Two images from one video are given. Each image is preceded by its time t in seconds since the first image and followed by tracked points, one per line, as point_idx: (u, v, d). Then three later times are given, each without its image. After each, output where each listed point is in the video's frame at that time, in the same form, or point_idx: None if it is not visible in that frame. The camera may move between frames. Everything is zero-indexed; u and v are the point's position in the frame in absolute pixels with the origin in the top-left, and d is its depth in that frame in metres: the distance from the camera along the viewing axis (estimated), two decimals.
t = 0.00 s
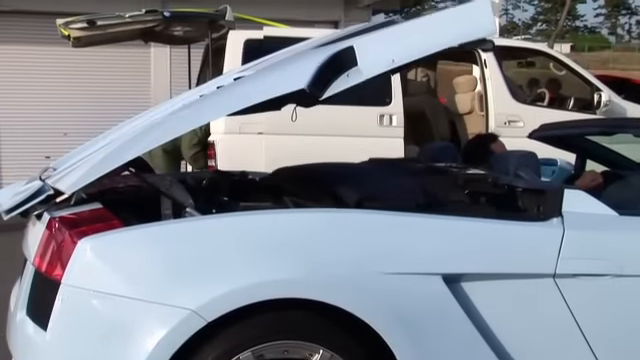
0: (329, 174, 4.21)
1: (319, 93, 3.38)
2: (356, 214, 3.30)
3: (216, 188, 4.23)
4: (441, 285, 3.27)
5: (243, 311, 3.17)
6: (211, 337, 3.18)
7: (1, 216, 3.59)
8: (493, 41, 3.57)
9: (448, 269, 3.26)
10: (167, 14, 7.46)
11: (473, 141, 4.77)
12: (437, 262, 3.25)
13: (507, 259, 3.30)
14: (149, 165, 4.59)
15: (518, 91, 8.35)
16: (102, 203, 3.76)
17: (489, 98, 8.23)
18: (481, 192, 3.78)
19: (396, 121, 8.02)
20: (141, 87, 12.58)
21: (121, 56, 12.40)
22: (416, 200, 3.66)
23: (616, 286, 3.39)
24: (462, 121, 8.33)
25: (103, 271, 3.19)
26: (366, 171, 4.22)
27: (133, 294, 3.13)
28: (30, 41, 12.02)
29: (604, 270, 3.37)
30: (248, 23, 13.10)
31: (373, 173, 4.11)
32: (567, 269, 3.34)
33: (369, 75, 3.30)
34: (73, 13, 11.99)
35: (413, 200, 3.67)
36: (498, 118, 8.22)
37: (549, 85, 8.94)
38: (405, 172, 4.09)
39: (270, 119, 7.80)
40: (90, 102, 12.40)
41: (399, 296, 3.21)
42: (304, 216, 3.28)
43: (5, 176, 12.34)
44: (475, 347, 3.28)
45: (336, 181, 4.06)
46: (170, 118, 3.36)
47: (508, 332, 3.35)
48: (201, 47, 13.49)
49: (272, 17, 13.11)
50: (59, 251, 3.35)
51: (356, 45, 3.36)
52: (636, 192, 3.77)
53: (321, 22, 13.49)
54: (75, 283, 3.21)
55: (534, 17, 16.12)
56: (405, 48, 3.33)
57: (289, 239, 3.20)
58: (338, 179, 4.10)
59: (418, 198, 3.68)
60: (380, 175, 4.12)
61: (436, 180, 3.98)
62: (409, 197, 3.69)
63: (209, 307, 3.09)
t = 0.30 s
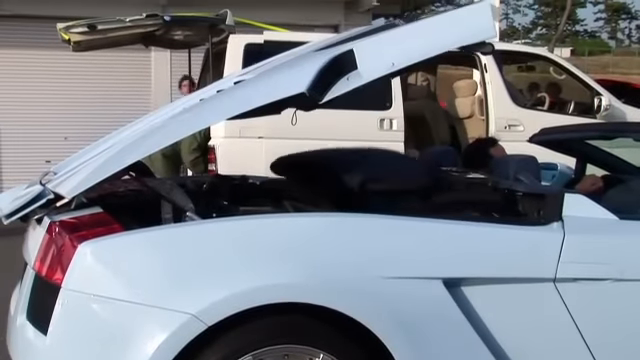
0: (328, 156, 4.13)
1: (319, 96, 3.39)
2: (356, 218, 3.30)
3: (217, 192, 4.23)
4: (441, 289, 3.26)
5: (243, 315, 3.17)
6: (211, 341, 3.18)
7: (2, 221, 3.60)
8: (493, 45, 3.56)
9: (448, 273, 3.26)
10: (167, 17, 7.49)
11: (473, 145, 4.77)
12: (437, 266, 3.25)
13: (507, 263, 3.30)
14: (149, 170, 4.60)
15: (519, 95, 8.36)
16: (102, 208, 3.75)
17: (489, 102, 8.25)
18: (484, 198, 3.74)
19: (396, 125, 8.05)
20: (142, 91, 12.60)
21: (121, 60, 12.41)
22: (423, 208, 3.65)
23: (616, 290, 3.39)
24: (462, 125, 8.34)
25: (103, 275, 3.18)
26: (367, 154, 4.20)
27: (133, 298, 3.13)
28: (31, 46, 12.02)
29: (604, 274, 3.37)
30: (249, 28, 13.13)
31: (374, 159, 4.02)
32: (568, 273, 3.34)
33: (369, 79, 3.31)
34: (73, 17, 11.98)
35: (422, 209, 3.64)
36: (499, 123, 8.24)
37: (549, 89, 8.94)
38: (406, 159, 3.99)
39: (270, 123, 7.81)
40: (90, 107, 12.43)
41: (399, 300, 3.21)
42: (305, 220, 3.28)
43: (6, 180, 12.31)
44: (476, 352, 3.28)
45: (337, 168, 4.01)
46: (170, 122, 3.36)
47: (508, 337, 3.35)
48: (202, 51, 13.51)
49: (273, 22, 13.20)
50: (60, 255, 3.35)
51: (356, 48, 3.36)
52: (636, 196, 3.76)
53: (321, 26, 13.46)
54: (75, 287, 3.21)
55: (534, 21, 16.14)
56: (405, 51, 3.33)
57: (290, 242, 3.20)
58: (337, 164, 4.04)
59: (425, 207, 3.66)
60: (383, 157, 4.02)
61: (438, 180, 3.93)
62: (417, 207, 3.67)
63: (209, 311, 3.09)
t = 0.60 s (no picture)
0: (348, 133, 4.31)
1: (319, 98, 3.39)
2: (356, 220, 3.30)
3: (216, 193, 4.23)
4: (441, 292, 3.27)
5: (243, 316, 3.17)
6: (211, 343, 3.18)
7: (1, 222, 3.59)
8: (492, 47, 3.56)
9: (448, 275, 3.26)
10: (167, 20, 7.36)
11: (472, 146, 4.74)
12: (437, 268, 3.25)
13: (507, 265, 3.30)
14: (148, 171, 4.60)
15: (518, 97, 8.40)
16: (102, 209, 3.75)
17: (489, 105, 8.26)
18: (482, 184, 3.92)
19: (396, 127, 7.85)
20: (141, 93, 12.61)
21: (121, 62, 12.42)
22: (426, 190, 3.83)
23: (616, 292, 3.39)
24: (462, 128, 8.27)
25: (103, 277, 3.18)
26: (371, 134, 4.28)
27: (133, 300, 3.13)
28: (31, 48, 12.03)
29: (604, 277, 3.37)
30: (248, 30, 13.15)
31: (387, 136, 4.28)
32: (567, 275, 3.34)
33: (368, 81, 3.31)
34: (73, 19, 12.00)
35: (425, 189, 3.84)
36: (498, 125, 8.26)
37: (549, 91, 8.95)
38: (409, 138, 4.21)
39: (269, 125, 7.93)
40: (90, 108, 12.45)
41: (399, 303, 3.21)
42: (305, 222, 3.29)
43: (6, 182, 12.33)
44: (476, 354, 3.28)
45: (350, 146, 4.16)
46: (169, 125, 3.36)
47: (508, 339, 3.35)
48: (201, 53, 13.53)
49: (272, 24, 13.22)
50: (59, 257, 3.35)
51: (355, 50, 3.36)
52: (636, 198, 3.76)
53: (320, 28, 13.45)
54: (75, 289, 3.21)
55: (533, 23, 16.24)
56: (404, 53, 3.33)
57: (291, 244, 3.20)
58: (352, 142, 4.20)
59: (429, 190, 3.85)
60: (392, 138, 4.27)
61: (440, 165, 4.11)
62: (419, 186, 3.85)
63: (209, 314, 3.09)
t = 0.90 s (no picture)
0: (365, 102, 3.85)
1: (319, 99, 3.39)
2: (356, 220, 3.30)
3: (216, 194, 4.23)
4: (441, 292, 3.26)
5: (243, 317, 3.17)
6: (212, 343, 3.18)
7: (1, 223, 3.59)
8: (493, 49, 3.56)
9: (448, 276, 3.26)
10: (167, 20, 7.36)
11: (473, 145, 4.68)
12: (437, 269, 3.25)
13: (508, 266, 3.30)
14: (148, 172, 4.60)
15: (518, 98, 8.41)
16: (101, 210, 3.75)
17: (489, 105, 8.26)
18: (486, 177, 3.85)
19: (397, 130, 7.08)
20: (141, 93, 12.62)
21: (121, 62, 12.43)
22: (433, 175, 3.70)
23: (616, 292, 3.38)
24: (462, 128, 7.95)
25: (103, 278, 3.18)
26: (379, 100, 3.87)
27: (133, 301, 3.13)
28: (31, 49, 12.03)
29: (604, 277, 3.36)
30: (248, 30, 13.16)
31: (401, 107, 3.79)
32: (567, 276, 3.34)
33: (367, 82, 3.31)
34: (73, 20, 12.00)
35: (431, 170, 3.69)
36: (498, 125, 8.27)
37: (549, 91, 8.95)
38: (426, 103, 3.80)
39: (269, 126, 7.98)
40: (90, 109, 12.47)
41: (399, 303, 3.21)
42: (305, 222, 3.28)
43: (6, 182, 12.35)
44: (477, 354, 3.28)
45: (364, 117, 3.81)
46: (169, 125, 3.36)
47: (509, 340, 3.35)
48: (201, 53, 13.54)
49: (271, 24, 13.26)
50: (59, 257, 3.34)
51: (355, 51, 3.36)
52: (636, 198, 3.76)
53: (320, 29, 13.47)
54: (75, 289, 3.21)
55: (534, 24, 16.20)
56: (405, 54, 3.32)
57: (290, 245, 3.20)
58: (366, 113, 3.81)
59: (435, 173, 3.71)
60: (404, 102, 3.82)
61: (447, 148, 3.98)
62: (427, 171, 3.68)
63: (209, 314, 3.09)
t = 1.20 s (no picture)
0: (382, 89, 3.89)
1: (319, 101, 3.39)
2: (355, 221, 3.31)
3: (216, 195, 4.24)
4: (441, 293, 3.26)
5: (242, 318, 3.17)
6: (212, 344, 3.18)
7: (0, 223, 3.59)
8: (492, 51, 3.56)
9: (448, 277, 3.26)
10: (167, 21, 7.43)
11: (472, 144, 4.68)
12: (437, 269, 3.25)
13: (508, 267, 3.30)
14: (148, 173, 4.60)
15: (519, 99, 8.42)
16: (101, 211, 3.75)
17: (489, 107, 8.28)
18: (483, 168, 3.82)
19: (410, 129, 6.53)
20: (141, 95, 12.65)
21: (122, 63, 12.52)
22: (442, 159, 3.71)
23: (616, 293, 3.38)
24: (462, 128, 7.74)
25: (103, 279, 3.19)
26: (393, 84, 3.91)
27: (133, 302, 3.13)
28: (30, 50, 12.12)
29: (604, 278, 3.36)
30: (248, 31, 13.18)
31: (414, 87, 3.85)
32: (567, 276, 3.34)
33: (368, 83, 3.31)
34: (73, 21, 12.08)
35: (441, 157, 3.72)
36: (498, 127, 8.28)
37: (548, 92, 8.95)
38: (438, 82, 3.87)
39: (269, 126, 7.98)
40: (90, 110, 12.58)
41: (398, 304, 3.21)
42: (306, 223, 3.29)
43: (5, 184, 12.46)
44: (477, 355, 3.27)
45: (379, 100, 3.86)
46: (170, 125, 3.36)
47: (509, 342, 3.35)
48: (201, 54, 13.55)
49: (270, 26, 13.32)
50: (59, 259, 3.34)
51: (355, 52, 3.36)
52: (636, 199, 3.76)
53: (320, 30, 13.58)
54: (75, 291, 3.21)
55: (533, 24, 16.19)
56: (405, 55, 3.32)
57: (288, 244, 3.21)
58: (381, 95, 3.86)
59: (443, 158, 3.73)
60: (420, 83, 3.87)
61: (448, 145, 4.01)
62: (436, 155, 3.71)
63: (209, 315, 3.09)
